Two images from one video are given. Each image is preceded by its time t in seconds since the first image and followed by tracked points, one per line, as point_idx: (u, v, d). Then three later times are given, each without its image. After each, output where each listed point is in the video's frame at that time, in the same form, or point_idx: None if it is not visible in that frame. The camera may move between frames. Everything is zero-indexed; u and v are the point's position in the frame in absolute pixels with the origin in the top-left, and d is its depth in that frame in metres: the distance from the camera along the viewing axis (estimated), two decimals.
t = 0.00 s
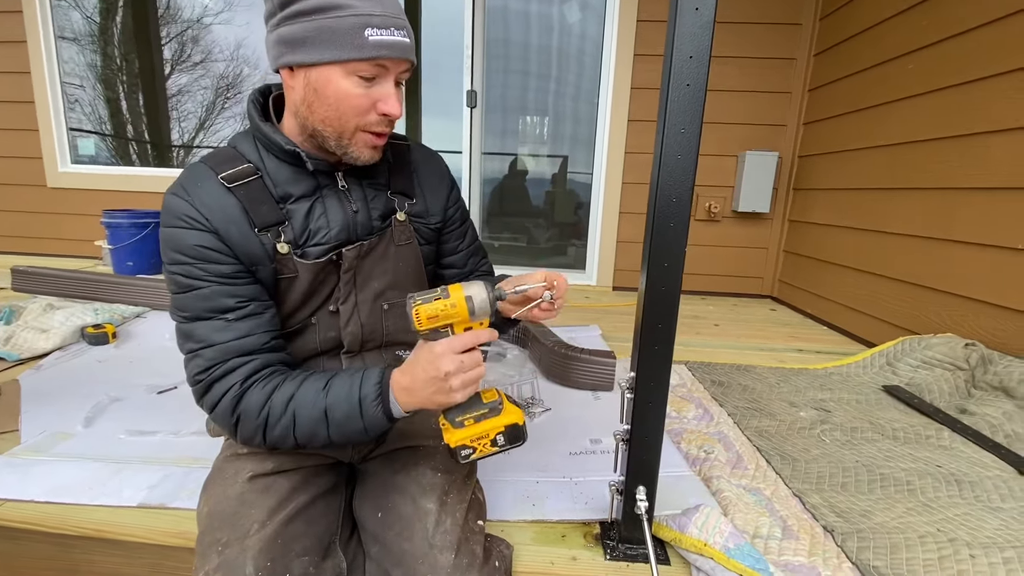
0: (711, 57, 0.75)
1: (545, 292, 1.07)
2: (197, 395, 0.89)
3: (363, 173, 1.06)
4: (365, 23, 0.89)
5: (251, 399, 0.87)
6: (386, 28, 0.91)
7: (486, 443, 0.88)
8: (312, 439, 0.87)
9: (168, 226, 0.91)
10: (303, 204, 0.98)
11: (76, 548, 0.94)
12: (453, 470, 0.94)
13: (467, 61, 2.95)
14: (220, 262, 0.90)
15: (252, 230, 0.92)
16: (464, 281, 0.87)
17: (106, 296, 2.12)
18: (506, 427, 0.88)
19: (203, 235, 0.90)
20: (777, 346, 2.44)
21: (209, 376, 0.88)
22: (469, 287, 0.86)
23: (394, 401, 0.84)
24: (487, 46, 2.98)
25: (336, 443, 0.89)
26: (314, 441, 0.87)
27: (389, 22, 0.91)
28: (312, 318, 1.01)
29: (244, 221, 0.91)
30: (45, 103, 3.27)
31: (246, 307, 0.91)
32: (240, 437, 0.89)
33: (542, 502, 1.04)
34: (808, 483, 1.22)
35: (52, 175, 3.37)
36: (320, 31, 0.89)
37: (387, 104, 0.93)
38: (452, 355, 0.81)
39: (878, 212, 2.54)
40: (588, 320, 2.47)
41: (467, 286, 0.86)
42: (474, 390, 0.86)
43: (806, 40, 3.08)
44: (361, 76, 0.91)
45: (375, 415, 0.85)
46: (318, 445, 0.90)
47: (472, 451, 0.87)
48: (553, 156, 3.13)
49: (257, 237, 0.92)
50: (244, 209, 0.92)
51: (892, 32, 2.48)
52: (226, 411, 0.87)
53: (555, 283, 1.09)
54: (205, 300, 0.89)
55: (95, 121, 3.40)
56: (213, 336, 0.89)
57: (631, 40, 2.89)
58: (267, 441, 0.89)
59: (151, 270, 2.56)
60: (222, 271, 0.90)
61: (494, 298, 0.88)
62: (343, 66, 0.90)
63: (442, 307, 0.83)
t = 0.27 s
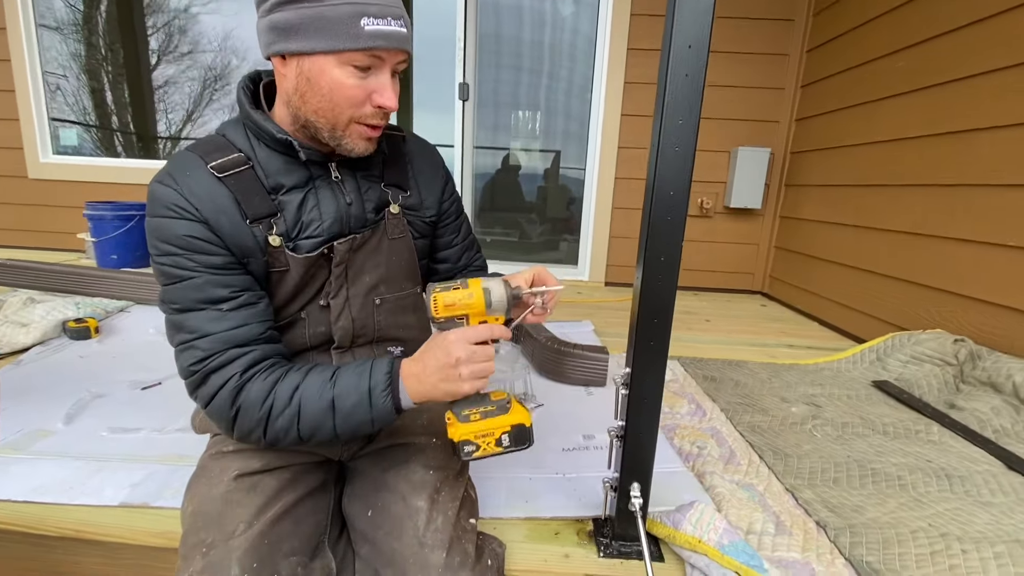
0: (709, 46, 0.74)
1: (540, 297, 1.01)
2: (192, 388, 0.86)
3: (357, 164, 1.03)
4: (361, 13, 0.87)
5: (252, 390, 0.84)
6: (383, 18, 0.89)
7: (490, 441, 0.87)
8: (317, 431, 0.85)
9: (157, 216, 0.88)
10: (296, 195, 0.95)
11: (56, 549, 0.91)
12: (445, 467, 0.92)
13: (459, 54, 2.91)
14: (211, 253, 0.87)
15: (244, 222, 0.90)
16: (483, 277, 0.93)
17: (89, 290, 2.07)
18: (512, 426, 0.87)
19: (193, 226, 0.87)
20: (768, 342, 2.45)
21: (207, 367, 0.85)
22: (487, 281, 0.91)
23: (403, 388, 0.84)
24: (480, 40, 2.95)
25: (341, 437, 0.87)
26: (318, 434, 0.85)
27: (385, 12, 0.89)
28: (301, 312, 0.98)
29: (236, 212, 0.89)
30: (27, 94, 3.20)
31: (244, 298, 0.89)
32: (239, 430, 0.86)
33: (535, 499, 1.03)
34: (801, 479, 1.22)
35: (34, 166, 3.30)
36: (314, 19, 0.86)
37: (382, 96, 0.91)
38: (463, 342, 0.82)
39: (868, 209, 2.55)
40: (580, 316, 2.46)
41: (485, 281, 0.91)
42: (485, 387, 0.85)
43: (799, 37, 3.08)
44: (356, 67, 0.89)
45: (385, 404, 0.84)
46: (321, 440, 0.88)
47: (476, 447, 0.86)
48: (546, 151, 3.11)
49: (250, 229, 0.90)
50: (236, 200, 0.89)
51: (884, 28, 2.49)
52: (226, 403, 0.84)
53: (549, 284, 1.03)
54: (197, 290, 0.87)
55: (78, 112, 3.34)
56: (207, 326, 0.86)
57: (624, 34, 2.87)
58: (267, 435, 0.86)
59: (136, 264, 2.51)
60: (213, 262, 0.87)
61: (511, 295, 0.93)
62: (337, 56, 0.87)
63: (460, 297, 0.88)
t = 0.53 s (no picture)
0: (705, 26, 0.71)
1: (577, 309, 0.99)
2: (201, 368, 0.83)
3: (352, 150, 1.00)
4: None
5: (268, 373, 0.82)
6: (377, 4, 0.84)
7: (518, 440, 0.86)
8: (337, 419, 0.82)
9: (148, 199, 0.84)
10: (291, 181, 0.92)
11: (27, 548, 0.88)
12: (434, 460, 0.90)
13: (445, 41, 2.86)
14: (206, 236, 0.84)
15: (239, 207, 0.86)
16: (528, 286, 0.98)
17: (62, 282, 2.01)
18: (541, 428, 0.86)
19: (184, 208, 0.83)
20: (755, 332, 2.46)
21: (219, 346, 0.82)
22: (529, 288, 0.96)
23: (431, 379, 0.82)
24: (467, 27, 2.90)
25: (359, 427, 0.84)
26: (336, 422, 0.82)
27: None
28: (292, 302, 0.95)
29: (231, 197, 0.86)
30: None
31: (248, 279, 0.85)
32: (252, 414, 0.83)
33: (525, 491, 1.01)
34: (790, 468, 1.22)
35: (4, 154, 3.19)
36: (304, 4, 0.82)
37: (377, 87, 0.87)
38: (499, 337, 0.84)
39: (854, 200, 2.57)
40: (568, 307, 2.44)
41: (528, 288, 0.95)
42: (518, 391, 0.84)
43: (787, 27, 3.08)
44: (350, 56, 0.85)
45: (412, 394, 0.82)
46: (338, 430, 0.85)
47: (500, 447, 0.84)
48: (533, 141, 3.07)
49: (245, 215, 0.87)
50: (231, 185, 0.86)
51: (872, 19, 2.49)
52: (240, 384, 0.82)
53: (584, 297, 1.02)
54: (196, 272, 0.83)
55: (50, 98, 3.23)
56: (212, 306, 0.82)
57: (612, 24, 2.84)
58: (281, 420, 0.83)
59: (112, 254, 2.45)
60: (209, 245, 0.84)
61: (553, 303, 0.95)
62: (329, 44, 0.83)
63: (499, 297, 0.94)
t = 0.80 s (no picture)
0: None
1: (584, 289, 0.92)
2: (166, 357, 0.72)
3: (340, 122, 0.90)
4: None
5: (246, 361, 0.72)
6: None
7: (526, 427, 0.79)
8: (325, 410, 0.74)
9: (103, 163, 0.73)
10: (270, 151, 0.82)
11: None
12: (416, 454, 0.85)
13: (416, 17, 2.75)
14: (172, 208, 0.74)
15: (212, 177, 0.76)
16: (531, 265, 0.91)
17: (4, 270, 1.87)
18: (551, 412, 0.80)
19: (145, 175, 0.73)
20: (733, 313, 2.46)
21: (188, 332, 0.72)
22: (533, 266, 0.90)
23: (427, 364, 0.75)
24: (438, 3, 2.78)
25: (350, 418, 0.76)
26: (325, 413, 0.74)
27: None
28: (266, 285, 0.86)
29: (202, 165, 0.76)
30: None
31: (221, 256, 0.75)
32: (227, 407, 0.73)
33: (510, 481, 0.97)
34: (776, 449, 1.21)
35: None
36: None
37: (370, 51, 0.78)
38: (502, 316, 0.76)
39: (829, 180, 2.58)
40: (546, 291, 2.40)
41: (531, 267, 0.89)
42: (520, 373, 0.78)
43: (763, 7, 3.06)
44: (341, 14, 0.75)
45: (408, 381, 0.74)
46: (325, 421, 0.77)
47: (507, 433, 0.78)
48: (508, 124, 3.00)
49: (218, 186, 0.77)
50: (202, 152, 0.76)
51: None
52: (213, 375, 0.72)
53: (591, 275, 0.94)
54: (161, 248, 0.72)
55: None
56: (180, 285, 0.72)
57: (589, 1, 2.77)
58: (262, 414, 0.74)
59: (61, 242, 2.30)
60: (176, 219, 0.74)
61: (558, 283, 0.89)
62: None
63: (501, 276, 0.87)
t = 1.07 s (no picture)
0: None
1: (573, 265, 0.84)
2: (74, 343, 0.60)
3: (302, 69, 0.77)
4: None
5: (175, 349, 0.61)
6: None
7: (507, 420, 0.71)
8: (273, 404, 0.63)
9: None
10: (214, 97, 0.69)
11: None
12: (382, 455, 0.75)
13: None
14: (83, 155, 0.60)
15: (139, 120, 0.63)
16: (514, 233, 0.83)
17: None
18: (537, 405, 0.72)
19: (49, 112, 0.59)
20: (703, 299, 2.44)
21: (100, 313, 0.59)
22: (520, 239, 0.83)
23: (395, 349, 0.65)
24: None
25: (303, 414, 0.66)
26: (272, 408, 0.64)
27: None
28: (207, 261, 0.73)
29: (127, 107, 0.63)
30: None
31: (147, 220, 0.63)
32: (153, 400, 0.62)
33: (486, 480, 0.88)
34: (760, 436, 1.16)
35: None
36: None
37: None
38: (482, 292, 0.68)
39: (796, 165, 2.57)
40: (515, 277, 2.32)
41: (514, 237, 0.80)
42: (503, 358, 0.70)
43: None
44: None
45: (371, 370, 0.64)
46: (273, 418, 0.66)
47: (486, 429, 0.70)
48: (471, 108, 2.88)
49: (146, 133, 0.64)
50: (127, 90, 0.63)
51: None
52: (133, 366, 0.60)
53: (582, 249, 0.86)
54: (71, 204, 0.59)
55: None
56: (94, 253, 0.59)
57: None
58: (195, 410, 0.63)
59: None
60: (87, 169, 0.61)
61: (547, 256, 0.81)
62: None
63: (481, 247, 0.79)
